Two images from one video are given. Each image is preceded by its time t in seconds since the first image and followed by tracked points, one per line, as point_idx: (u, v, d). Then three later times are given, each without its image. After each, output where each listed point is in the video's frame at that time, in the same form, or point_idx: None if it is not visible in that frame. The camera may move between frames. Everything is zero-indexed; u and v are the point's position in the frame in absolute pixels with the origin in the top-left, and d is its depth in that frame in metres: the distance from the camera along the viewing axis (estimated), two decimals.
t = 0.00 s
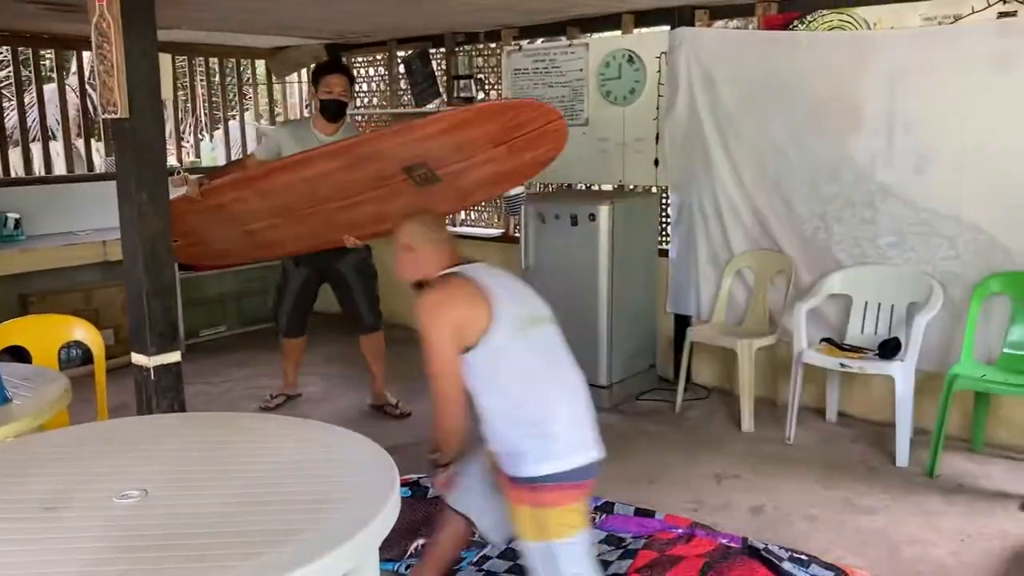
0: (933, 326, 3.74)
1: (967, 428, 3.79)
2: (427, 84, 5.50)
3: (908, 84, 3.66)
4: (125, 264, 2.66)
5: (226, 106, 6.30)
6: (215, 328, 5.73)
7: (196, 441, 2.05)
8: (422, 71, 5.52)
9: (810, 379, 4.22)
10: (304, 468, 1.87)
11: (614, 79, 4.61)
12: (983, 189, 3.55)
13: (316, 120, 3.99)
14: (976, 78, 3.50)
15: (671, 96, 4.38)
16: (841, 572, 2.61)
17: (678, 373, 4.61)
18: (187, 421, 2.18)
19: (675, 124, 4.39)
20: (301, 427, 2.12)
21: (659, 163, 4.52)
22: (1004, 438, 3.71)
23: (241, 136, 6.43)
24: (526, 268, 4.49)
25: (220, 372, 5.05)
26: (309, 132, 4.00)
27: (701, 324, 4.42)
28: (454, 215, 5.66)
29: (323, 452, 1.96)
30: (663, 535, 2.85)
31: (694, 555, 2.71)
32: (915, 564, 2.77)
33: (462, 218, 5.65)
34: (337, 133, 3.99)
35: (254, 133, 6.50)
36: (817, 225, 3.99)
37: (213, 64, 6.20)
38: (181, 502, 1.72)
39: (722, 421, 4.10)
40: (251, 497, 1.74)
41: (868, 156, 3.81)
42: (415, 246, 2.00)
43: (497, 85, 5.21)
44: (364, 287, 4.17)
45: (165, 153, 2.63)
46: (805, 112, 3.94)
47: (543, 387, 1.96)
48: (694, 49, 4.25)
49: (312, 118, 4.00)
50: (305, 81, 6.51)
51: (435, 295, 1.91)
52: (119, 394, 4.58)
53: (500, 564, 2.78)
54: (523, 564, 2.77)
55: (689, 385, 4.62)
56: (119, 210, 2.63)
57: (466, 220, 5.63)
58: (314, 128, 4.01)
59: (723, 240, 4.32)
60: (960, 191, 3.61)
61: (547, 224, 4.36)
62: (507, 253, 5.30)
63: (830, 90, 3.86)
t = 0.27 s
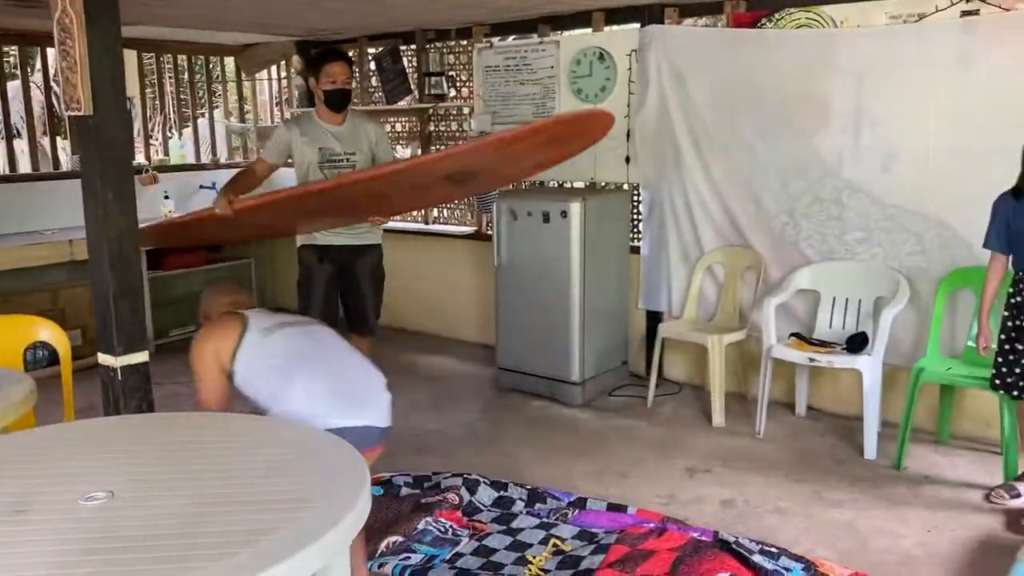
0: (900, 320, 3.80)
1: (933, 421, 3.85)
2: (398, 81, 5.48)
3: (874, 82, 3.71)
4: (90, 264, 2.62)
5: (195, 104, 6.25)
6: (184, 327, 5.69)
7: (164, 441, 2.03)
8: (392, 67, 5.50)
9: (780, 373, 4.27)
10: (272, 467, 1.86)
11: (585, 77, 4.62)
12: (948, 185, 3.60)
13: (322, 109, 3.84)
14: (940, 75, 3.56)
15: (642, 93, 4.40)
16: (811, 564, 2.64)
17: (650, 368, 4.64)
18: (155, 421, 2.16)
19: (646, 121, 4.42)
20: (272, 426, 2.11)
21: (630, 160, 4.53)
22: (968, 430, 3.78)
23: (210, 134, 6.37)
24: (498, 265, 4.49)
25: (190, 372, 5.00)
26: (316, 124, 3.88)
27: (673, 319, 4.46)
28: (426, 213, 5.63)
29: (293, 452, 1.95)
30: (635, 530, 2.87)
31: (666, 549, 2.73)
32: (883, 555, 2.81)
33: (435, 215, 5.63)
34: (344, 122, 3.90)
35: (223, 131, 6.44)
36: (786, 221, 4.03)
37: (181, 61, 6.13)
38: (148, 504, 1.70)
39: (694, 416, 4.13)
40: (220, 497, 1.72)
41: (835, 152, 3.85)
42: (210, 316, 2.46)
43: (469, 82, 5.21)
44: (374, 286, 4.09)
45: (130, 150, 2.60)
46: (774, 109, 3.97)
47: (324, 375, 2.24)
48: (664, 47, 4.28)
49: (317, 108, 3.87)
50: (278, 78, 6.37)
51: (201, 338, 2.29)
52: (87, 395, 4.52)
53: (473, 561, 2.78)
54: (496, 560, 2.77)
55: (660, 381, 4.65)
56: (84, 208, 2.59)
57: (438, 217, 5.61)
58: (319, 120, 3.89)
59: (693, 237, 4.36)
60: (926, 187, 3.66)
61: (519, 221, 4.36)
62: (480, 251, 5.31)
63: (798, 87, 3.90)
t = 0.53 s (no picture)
0: (876, 316, 3.84)
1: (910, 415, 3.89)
2: (377, 78, 5.47)
3: (851, 79, 3.74)
4: (64, 264, 2.59)
5: (171, 102, 6.19)
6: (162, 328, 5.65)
7: (140, 441, 2.01)
8: (371, 65, 5.49)
9: (758, 369, 4.30)
10: (250, 467, 1.85)
11: (564, 74, 4.62)
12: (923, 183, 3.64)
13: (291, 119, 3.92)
14: (916, 73, 3.59)
15: (621, 91, 4.42)
16: (789, 559, 2.66)
17: (630, 365, 4.66)
18: (131, 422, 2.14)
19: (625, 119, 4.43)
20: (251, 426, 2.09)
21: (609, 158, 4.54)
22: (944, 424, 3.83)
23: (187, 132, 6.32)
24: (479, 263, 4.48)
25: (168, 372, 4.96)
26: (286, 133, 3.93)
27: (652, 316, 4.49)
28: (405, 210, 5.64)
29: (271, 451, 1.93)
30: (615, 527, 2.88)
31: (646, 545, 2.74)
32: (860, 549, 2.84)
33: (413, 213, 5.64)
34: (316, 125, 3.98)
35: (200, 129, 6.40)
36: (764, 218, 4.06)
37: (157, 59, 6.07)
38: (123, 505, 1.69)
39: (674, 412, 4.15)
40: (196, 498, 1.71)
41: (812, 149, 3.88)
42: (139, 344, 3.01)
43: (448, 80, 5.20)
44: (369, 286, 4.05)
45: (105, 149, 2.58)
46: (751, 107, 4.00)
47: (218, 353, 2.48)
48: (643, 44, 4.30)
49: (282, 118, 3.92)
50: (255, 75, 6.44)
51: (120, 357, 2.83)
52: (63, 396, 4.48)
53: (454, 559, 2.78)
54: (477, 558, 2.77)
55: (641, 378, 4.67)
56: (57, 207, 2.55)
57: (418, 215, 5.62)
58: (288, 127, 3.94)
59: (673, 234, 4.38)
60: (902, 184, 3.69)
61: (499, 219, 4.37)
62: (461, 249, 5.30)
63: (775, 84, 3.93)
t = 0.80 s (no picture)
0: (860, 314, 3.87)
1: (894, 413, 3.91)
2: (363, 78, 5.47)
3: (835, 79, 3.76)
4: (47, 263, 2.58)
5: (156, 101, 6.20)
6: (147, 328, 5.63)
7: (122, 441, 2.01)
8: (357, 64, 5.49)
9: (744, 367, 4.32)
10: (233, 467, 1.85)
11: (550, 73, 4.63)
12: (908, 183, 3.65)
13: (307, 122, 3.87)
14: (899, 72, 3.61)
15: (607, 90, 4.43)
16: (773, 555, 2.67)
17: (616, 364, 4.67)
18: (114, 421, 2.13)
19: (611, 118, 4.44)
20: (235, 425, 2.09)
21: (595, 157, 4.55)
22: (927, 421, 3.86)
23: (172, 131, 6.30)
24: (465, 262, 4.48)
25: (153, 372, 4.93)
26: (301, 136, 3.86)
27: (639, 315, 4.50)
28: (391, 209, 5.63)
29: (257, 452, 1.93)
30: (601, 525, 2.89)
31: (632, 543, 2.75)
32: (845, 545, 2.86)
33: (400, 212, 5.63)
34: (333, 128, 3.89)
35: (185, 128, 6.37)
36: (749, 216, 4.08)
37: (142, 58, 6.08)
38: (105, 505, 1.68)
39: (660, 410, 4.16)
40: (179, 498, 1.70)
41: (797, 148, 3.91)
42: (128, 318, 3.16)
43: (434, 79, 5.19)
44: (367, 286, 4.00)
45: (87, 149, 2.56)
46: (735, 107, 4.02)
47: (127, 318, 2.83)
48: (629, 43, 4.31)
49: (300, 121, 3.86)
50: (241, 74, 6.29)
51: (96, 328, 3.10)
52: (47, 397, 4.45)
53: (440, 555, 2.78)
54: (462, 556, 2.77)
55: (627, 376, 4.69)
56: (40, 206, 2.54)
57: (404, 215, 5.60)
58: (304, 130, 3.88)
59: (658, 233, 4.39)
60: (886, 182, 3.71)
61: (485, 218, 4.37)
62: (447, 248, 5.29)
63: (760, 83, 3.94)
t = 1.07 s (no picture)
0: (851, 313, 3.88)
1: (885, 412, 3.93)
2: (355, 77, 5.46)
3: (827, 79, 3.78)
4: (38, 264, 2.57)
5: (147, 100, 6.16)
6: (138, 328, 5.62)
7: (114, 441, 2.00)
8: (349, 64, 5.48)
9: (736, 366, 4.33)
10: (227, 467, 1.85)
11: (542, 73, 4.63)
12: (899, 183, 3.67)
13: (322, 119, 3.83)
14: (890, 72, 3.63)
15: (599, 89, 4.43)
16: (765, 554, 2.69)
17: (609, 363, 4.68)
18: (107, 422, 2.13)
19: (603, 118, 4.45)
20: (228, 425, 2.09)
21: (587, 157, 4.56)
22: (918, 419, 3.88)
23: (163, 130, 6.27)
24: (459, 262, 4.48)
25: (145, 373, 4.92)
26: (314, 134, 3.80)
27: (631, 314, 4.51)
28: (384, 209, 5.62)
29: (250, 452, 1.92)
30: (594, 524, 2.89)
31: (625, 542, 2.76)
32: (836, 544, 2.87)
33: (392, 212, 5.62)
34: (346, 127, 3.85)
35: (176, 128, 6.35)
36: (740, 216, 4.10)
37: (133, 57, 6.04)
38: (98, 505, 1.67)
39: (653, 410, 4.17)
40: (172, 499, 1.70)
41: (788, 148, 3.92)
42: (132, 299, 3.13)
43: (426, 78, 5.19)
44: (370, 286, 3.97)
45: (79, 148, 2.56)
46: (727, 107, 4.03)
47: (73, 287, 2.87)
48: (621, 43, 4.31)
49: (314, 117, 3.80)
50: (232, 74, 6.29)
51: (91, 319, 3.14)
52: (38, 398, 4.43)
53: (434, 556, 2.78)
54: (456, 555, 2.78)
55: (619, 375, 4.70)
56: (31, 206, 2.53)
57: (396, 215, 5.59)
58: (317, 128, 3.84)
59: (651, 233, 4.40)
60: (877, 182, 3.73)
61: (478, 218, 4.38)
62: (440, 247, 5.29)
63: (752, 83, 3.96)
